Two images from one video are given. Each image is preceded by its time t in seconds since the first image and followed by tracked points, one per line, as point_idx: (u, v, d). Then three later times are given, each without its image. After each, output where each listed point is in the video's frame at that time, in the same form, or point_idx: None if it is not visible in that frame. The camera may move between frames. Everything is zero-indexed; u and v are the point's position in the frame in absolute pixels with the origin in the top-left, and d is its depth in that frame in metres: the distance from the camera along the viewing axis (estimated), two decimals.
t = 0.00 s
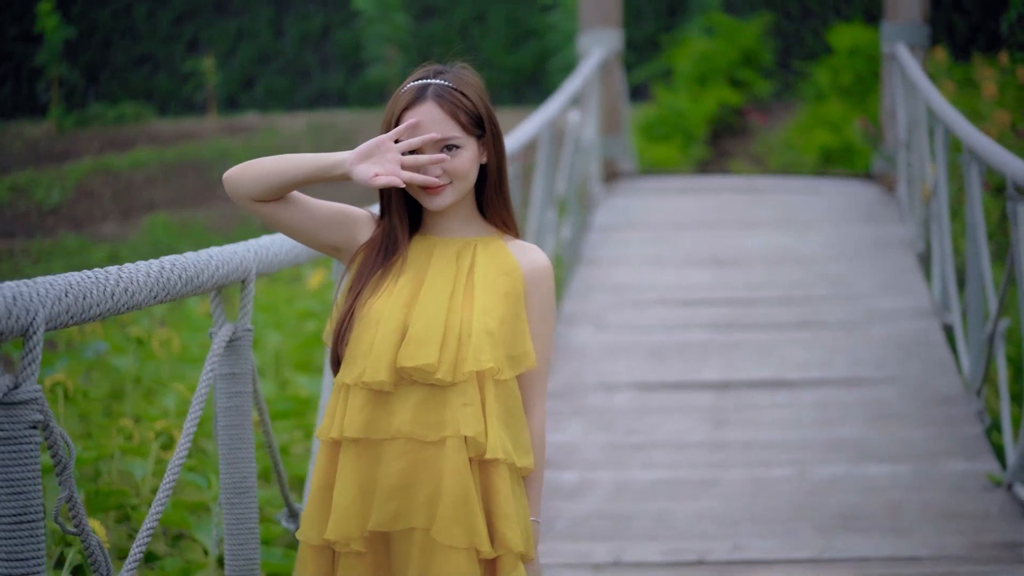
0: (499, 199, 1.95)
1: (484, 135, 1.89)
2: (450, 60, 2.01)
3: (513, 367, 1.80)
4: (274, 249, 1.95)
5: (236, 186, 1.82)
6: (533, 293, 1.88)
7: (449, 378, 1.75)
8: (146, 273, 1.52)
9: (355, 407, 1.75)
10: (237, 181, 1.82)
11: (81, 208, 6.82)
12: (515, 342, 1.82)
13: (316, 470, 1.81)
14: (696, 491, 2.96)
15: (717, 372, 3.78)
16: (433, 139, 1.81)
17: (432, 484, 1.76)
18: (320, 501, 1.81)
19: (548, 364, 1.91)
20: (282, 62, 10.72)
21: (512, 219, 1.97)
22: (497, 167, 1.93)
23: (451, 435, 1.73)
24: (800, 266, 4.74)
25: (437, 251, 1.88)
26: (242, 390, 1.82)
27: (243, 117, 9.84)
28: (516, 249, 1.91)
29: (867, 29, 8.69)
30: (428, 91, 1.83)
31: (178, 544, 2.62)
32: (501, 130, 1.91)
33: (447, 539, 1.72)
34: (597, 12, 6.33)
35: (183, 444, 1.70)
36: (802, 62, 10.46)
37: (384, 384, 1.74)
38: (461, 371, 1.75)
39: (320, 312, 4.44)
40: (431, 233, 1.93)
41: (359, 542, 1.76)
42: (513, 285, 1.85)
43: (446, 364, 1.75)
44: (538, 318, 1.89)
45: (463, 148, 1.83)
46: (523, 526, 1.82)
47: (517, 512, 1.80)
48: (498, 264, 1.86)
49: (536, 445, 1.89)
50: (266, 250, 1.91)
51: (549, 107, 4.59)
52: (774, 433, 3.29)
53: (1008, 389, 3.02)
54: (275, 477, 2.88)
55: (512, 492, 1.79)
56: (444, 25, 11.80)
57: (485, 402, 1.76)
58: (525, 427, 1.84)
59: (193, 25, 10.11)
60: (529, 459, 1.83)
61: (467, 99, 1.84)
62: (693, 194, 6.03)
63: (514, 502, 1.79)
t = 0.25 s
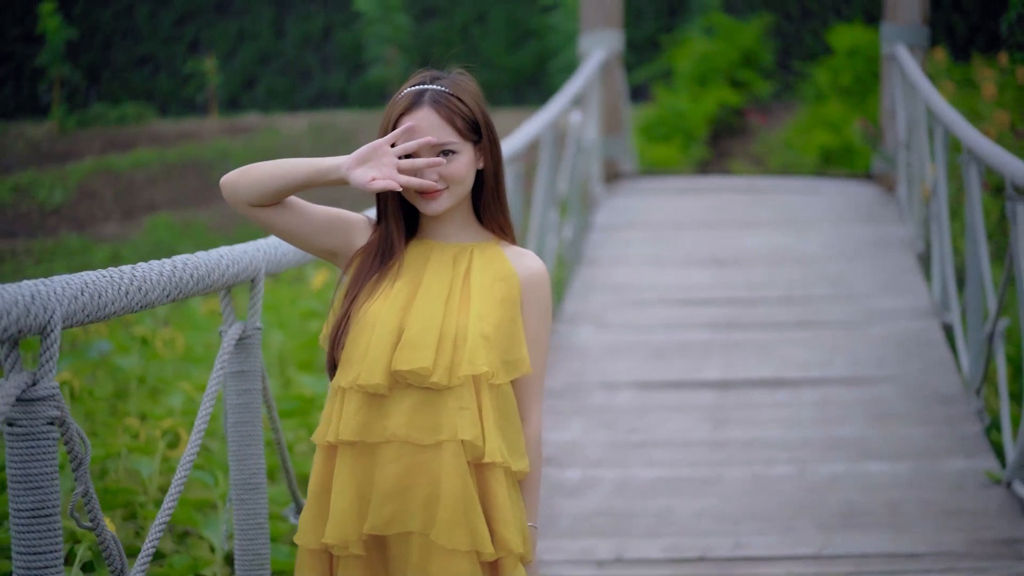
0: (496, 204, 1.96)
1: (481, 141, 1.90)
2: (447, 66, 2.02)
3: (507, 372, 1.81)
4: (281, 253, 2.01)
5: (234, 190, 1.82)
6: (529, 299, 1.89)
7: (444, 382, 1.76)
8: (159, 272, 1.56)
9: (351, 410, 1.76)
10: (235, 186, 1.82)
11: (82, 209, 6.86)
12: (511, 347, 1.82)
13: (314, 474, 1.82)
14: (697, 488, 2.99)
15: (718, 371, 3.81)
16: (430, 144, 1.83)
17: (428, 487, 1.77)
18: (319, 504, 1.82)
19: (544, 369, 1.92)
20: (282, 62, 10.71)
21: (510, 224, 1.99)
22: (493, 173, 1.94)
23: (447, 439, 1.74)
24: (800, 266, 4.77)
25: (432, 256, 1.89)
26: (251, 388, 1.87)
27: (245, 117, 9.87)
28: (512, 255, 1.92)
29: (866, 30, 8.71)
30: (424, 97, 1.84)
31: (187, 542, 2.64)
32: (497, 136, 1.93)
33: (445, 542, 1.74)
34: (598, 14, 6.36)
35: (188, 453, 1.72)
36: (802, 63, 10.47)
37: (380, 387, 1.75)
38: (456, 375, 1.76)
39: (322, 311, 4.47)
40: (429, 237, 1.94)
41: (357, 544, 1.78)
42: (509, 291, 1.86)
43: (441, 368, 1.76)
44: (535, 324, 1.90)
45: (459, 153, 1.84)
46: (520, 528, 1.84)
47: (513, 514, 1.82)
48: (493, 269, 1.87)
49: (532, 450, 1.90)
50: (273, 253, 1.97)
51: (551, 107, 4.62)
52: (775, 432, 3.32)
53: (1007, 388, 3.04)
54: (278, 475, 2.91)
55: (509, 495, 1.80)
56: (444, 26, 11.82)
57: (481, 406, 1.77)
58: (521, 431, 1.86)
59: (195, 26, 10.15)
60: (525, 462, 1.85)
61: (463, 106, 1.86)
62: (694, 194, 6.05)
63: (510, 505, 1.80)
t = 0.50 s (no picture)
0: (492, 207, 1.89)
1: (478, 146, 1.84)
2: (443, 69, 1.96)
3: (502, 374, 1.75)
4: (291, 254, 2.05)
5: (229, 191, 1.77)
6: (524, 302, 1.83)
7: (438, 382, 1.70)
8: (170, 271, 1.59)
9: (343, 412, 1.71)
10: (231, 186, 1.76)
11: (84, 208, 6.89)
12: (506, 349, 1.76)
13: (307, 476, 1.77)
14: (699, 486, 3.02)
15: (719, 370, 3.83)
16: (426, 146, 1.77)
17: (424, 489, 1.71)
18: (312, 507, 1.76)
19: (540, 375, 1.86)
20: (284, 63, 10.70)
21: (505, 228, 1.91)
22: (489, 176, 1.87)
23: (441, 440, 1.68)
24: (801, 265, 4.79)
25: (427, 255, 1.83)
26: (260, 385, 1.91)
27: (246, 117, 9.89)
28: (506, 259, 1.85)
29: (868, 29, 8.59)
30: (421, 99, 1.78)
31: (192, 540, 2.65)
32: (495, 140, 1.86)
33: (441, 544, 1.68)
34: (599, 15, 6.39)
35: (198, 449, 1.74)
36: (803, 63, 10.49)
37: (373, 388, 1.69)
38: (450, 375, 1.70)
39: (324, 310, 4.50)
40: (423, 241, 1.87)
41: (351, 548, 1.72)
42: (504, 293, 1.79)
43: (436, 369, 1.70)
44: (530, 329, 1.83)
45: (455, 156, 1.78)
46: (517, 531, 1.78)
47: (510, 517, 1.76)
48: (489, 271, 1.80)
49: (527, 455, 1.84)
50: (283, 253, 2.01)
51: (553, 108, 4.65)
52: (776, 430, 3.34)
53: (1007, 386, 3.06)
54: (283, 473, 2.93)
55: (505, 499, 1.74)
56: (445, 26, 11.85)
57: (476, 407, 1.71)
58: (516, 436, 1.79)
59: (196, 26, 10.18)
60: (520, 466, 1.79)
61: (460, 109, 1.80)
62: (695, 195, 6.07)
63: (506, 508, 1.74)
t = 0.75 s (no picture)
0: (485, 208, 1.88)
1: (471, 146, 1.82)
2: (438, 68, 1.94)
3: (493, 375, 1.74)
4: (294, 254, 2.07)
5: (221, 190, 1.74)
6: (516, 305, 1.81)
7: (430, 380, 1.68)
8: (179, 268, 1.62)
9: (336, 411, 1.69)
10: (222, 185, 1.74)
11: (86, 208, 6.91)
12: (497, 349, 1.75)
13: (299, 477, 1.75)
14: (699, 483, 3.04)
15: (719, 368, 3.85)
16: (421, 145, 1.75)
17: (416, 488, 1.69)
18: (304, 508, 1.74)
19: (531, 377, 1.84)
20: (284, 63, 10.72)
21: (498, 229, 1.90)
22: (483, 175, 1.86)
23: (433, 438, 1.67)
24: (801, 264, 4.82)
25: (419, 255, 1.81)
26: (267, 381, 1.94)
27: (248, 117, 9.92)
28: (497, 260, 1.84)
29: (867, 30, 8.70)
30: (416, 98, 1.77)
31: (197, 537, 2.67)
32: (488, 141, 1.85)
33: (433, 543, 1.65)
34: (600, 15, 6.41)
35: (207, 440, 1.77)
36: (804, 64, 10.51)
37: (365, 386, 1.67)
38: (442, 373, 1.69)
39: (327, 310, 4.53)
40: (415, 240, 1.86)
41: (344, 548, 1.69)
42: (495, 294, 1.78)
43: (428, 366, 1.69)
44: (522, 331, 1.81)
45: (449, 155, 1.77)
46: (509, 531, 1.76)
47: (502, 518, 1.74)
48: (481, 271, 1.79)
49: (519, 457, 1.82)
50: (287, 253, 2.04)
51: (554, 108, 4.66)
52: (776, 428, 3.36)
53: (1006, 383, 3.08)
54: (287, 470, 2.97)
55: (496, 499, 1.73)
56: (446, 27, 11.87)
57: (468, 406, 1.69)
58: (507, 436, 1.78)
59: (198, 26, 10.20)
60: (512, 466, 1.77)
61: (455, 109, 1.78)
62: (696, 195, 6.09)
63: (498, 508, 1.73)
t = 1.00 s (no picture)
0: (476, 207, 1.87)
1: (464, 144, 1.83)
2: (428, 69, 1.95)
3: (487, 372, 1.73)
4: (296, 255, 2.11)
5: (211, 190, 1.73)
6: (509, 304, 1.80)
7: (423, 378, 1.68)
8: (188, 265, 1.66)
9: (329, 409, 1.68)
10: (212, 184, 1.73)
11: (88, 208, 6.93)
12: (491, 347, 1.74)
13: (293, 476, 1.74)
14: (700, 479, 3.06)
15: (720, 366, 3.88)
16: (413, 142, 1.75)
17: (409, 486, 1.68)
18: (298, 508, 1.73)
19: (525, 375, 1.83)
20: (285, 63, 10.75)
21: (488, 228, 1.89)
22: (475, 176, 1.85)
23: (424, 435, 1.66)
24: (801, 263, 4.84)
25: (412, 253, 1.80)
26: (272, 376, 1.97)
27: (249, 117, 9.95)
28: (490, 258, 1.82)
29: (867, 30, 8.78)
30: (408, 96, 1.77)
31: (204, 533, 2.70)
32: (481, 140, 1.85)
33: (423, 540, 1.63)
34: (601, 16, 6.44)
35: (217, 428, 1.79)
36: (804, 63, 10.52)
37: (359, 384, 1.67)
38: (435, 370, 1.68)
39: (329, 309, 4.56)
40: (406, 238, 1.84)
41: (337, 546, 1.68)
42: (488, 293, 1.77)
43: (421, 364, 1.68)
44: (514, 330, 1.80)
45: (442, 153, 1.77)
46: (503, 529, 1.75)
47: (496, 516, 1.72)
48: (474, 270, 1.78)
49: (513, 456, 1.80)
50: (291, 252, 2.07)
51: (554, 108, 4.69)
52: (776, 425, 3.38)
53: (1003, 380, 3.10)
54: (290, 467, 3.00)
55: (489, 496, 1.71)
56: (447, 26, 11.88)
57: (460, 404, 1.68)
58: (501, 434, 1.76)
59: (199, 26, 10.23)
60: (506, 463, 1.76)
61: (448, 107, 1.79)
62: (696, 195, 6.11)
63: (491, 506, 1.70)
